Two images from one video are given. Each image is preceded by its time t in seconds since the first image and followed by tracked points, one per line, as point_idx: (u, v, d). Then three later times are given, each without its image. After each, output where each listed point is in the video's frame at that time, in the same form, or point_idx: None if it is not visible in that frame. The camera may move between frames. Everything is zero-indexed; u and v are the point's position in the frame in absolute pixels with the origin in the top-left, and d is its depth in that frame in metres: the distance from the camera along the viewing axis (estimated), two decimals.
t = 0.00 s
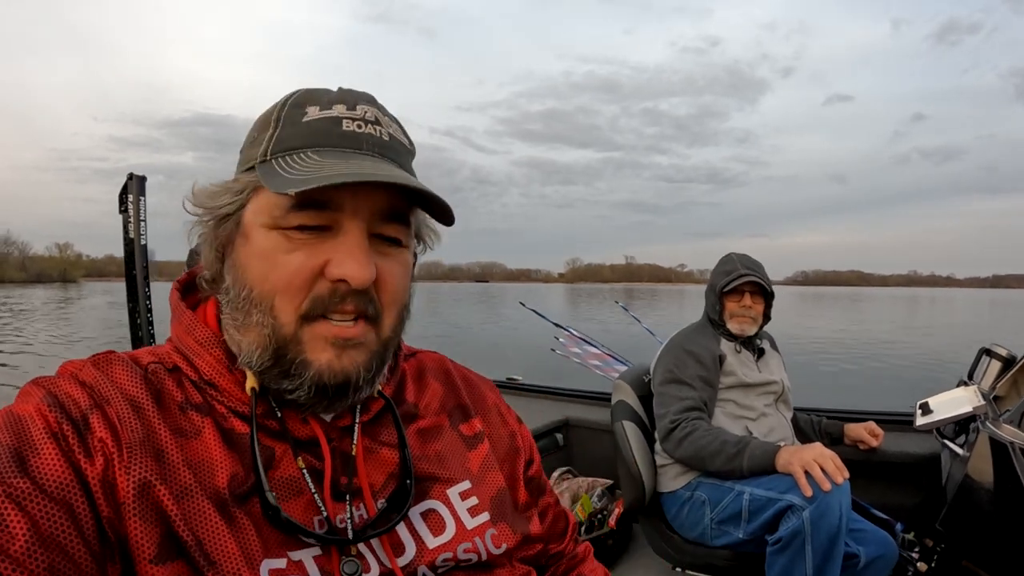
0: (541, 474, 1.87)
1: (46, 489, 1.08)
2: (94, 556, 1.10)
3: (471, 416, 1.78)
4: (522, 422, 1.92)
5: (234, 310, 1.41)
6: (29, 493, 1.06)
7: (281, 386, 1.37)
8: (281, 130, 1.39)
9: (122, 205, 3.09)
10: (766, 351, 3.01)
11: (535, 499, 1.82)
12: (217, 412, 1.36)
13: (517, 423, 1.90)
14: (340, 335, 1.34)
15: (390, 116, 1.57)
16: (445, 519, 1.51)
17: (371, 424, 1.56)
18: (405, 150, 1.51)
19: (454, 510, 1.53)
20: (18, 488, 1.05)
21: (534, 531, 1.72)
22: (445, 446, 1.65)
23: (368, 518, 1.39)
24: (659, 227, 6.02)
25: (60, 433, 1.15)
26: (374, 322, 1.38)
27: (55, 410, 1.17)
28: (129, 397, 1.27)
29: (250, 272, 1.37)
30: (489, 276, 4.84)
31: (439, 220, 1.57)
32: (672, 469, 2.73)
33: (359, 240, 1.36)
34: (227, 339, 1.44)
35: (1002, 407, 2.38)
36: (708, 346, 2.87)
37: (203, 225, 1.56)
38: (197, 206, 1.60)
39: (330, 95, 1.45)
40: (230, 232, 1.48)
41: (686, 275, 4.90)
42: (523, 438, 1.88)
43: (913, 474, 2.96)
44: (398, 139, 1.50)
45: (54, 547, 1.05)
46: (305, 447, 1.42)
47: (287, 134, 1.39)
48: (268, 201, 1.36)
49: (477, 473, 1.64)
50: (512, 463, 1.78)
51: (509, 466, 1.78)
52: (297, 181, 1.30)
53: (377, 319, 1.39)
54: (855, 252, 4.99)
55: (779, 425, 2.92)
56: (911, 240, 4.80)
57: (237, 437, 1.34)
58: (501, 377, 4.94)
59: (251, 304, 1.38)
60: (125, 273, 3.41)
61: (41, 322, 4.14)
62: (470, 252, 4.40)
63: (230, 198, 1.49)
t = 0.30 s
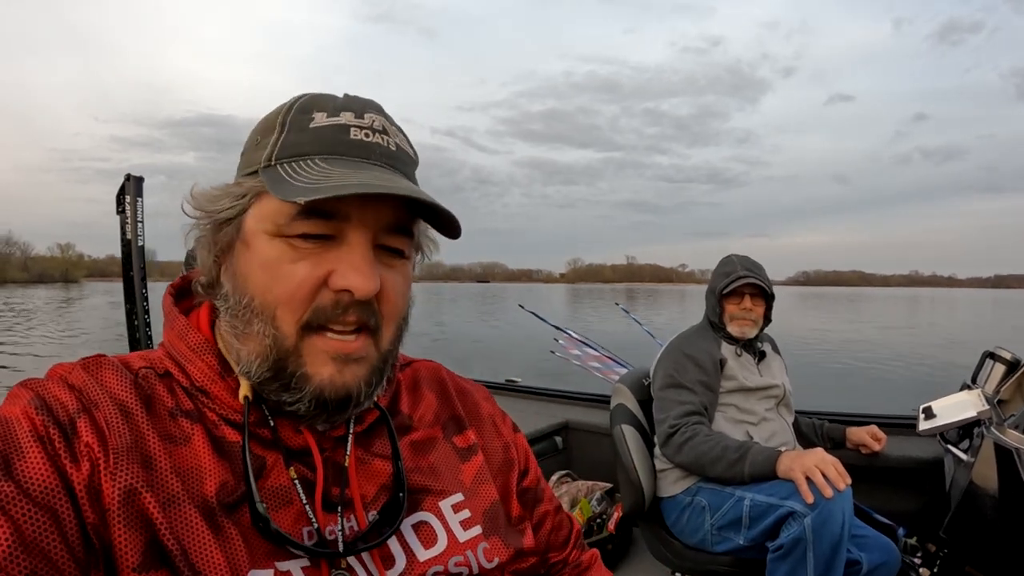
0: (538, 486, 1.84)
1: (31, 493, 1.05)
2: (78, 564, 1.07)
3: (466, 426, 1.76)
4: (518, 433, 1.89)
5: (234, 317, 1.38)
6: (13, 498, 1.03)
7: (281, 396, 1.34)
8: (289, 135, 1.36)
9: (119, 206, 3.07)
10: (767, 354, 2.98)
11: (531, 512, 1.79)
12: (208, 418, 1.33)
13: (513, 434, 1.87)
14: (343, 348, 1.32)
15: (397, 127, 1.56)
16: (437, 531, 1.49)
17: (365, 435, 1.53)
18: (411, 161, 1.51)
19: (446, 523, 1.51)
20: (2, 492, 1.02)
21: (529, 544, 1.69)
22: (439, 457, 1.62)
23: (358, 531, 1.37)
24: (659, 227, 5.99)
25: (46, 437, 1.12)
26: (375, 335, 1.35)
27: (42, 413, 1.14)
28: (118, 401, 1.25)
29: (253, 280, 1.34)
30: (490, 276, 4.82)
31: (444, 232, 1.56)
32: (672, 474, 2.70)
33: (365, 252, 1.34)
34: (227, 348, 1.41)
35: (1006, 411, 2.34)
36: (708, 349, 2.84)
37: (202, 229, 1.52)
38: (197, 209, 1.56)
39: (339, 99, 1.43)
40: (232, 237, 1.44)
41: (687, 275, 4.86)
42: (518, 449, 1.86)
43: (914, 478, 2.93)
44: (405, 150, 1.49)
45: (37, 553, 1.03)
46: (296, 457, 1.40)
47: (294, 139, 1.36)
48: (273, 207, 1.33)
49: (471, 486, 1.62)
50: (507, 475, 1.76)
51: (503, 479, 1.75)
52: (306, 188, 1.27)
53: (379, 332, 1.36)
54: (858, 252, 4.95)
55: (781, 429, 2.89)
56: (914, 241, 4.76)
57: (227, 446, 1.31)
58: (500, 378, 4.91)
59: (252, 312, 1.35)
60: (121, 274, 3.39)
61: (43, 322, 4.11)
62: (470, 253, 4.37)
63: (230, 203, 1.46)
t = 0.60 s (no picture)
0: (542, 487, 1.85)
1: (42, 494, 1.06)
2: (89, 563, 1.08)
3: (471, 425, 1.76)
4: (522, 434, 1.90)
5: (225, 306, 1.41)
6: (24, 498, 1.04)
7: (270, 380, 1.35)
8: (268, 129, 1.40)
9: (121, 206, 3.08)
10: (766, 354, 2.99)
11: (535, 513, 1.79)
12: (214, 417, 1.34)
13: (517, 435, 1.88)
14: (328, 324, 1.33)
15: (380, 114, 1.55)
16: (442, 530, 1.49)
17: (370, 434, 1.54)
18: (393, 141, 1.47)
19: (452, 522, 1.52)
20: (13, 492, 1.03)
21: (534, 544, 1.69)
22: (443, 457, 1.63)
23: (363, 529, 1.37)
24: (659, 227, 5.99)
25: (56, 438, 1.13)
26: (360, 312, 1.36)
27: (52, 414, 1.15)
28: (126, 401, 1.25)
29: (239, 266, 1.37)
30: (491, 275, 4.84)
31: (424, 201, 1.57)
32: (672, 473, 2.70)
33: (343, 225, 1.37)
34: (223, 343, 1.42)
35: (1005, 410, 2.35)
36: (708, 349, 2.84)
37: (200, 229, 1.55)
38: (197, 210, 1.57)
39: (315, 96, 1.46)
40: (225, 231, 1.48)
41: (688, 275, 4.87)
42: (522, 450, 1.86)
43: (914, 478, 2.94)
44: (384, 131, 1.47)
45: (49, 553, 1.03)
46: (300, 455, 1.40)
47: (272, 131, 1.39)
48: (256, 193, 1.38)
49: (476, 485, 1.63)
50: (511, 476, 1.77)
51: (506, 479, 1.76)
52: (274, 165, 1.31)
53: (364, 309, 1.37)
54: (858, 252, 4.96)
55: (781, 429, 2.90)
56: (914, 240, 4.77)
57: (233, 445, 1.32)
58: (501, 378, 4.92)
59: (240, 297, 1.38)
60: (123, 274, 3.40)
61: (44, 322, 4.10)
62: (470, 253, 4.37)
63: (226, 199, 1.49)
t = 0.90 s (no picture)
0: (546, 488, 1.87)
1: (56, 497, 1.08)
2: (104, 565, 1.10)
3: (476, 425, 1.79)
4: (526, 435, 1.92)
5: (235, 309, 1.43)
6: (39, 502, 1.06)
7: (280, 381, 1.37)
8: (274, 135, 1.42)
9: (124, 206, 3.10)
10: (768, 354, 3.01)
11: (539, 513, 1.81)
12: (224, 419, 1.36)
13: (521, 435, 1.90)
14: (335, 332, 1.36)
15: (383, 119, 1.57)
16: (449, 529, 1.52)
17: (377, 435, 1.56)
18: (397, 146, 1.49)
19: (458, 521, 1.54)
20: (28, 496, 1.05)
21: (538, 543, 1.72)
22: (449, 457, 1.65)
23: (371, 528, 1.39)
24: (659, 227, 6.01)
25: (69, 442, 1.15)
26: (367, 311, 1.38)
27: (65, 419, 1.17)
28: (137, 405, 1.27)
29: (248, 269, 1.39)
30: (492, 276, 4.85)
31: (427, 203, 1.58)
32: (674, 473, 2.72)
33: (350, 227, 1.39)
34: (233, 347, 1.44)
35: (1006, 411, 2.35)
36: (711, 350, 2.86)
37: (209, 235, 1.56)
38: (205, 215, 1.59)
39: (321, 103, 1.49)
40: (233, 235, 1.50)
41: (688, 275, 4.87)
42: (526, 451, 1.88)
43: (915, 477, 2.96)
44: (388, 136, 1.49)
45: (64, 555, 1.05)
46: (309, 456, 1.42)
47: (279, 137, 1.41)
48: (263, 197, 1.40)
49: (482, 484, 1.65)
50: (515, 476, 1.79)
51: (510, 479, 1.78)
52: (280, 170, 1.33)
53: (371, 308, 1.39)
54: (857, 251, 4.98)
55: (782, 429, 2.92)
56: (913, 240, 4.78)
57: (243, 446, 1.34)
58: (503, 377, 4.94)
59: (249, 299, 1.40)
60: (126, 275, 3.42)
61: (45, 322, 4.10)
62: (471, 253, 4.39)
63: (234, 204, 1.51)
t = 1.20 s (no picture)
0: (545, 483, 1.88)
1: (60, 494, 1.08)
2: (106, 561, 1.11)
3: (475, 421, 1.79)
4: (524, 430, 1.92)
5: (235, 306, 1.43)
6: (42, 498, 1.06)
7: (281, 376, 1.38)
8: (272, 134, 1.42)
9: (125, 206, 3.11)
10: (769, 354, 3.01)
11: (537, 508, 1.82)
12: (224, 417, 1.36)
13: (519, 431, 1.91)
14: (336, 319, 1.35)
15: (380, 119, 1.57)
16: (450, 524, 1.52)
17: (376, 431, 1.57)
18: (394, 145, 1.50)
19: (458, 516, 1.54)
20: (31, 493, 1.06)
21: (538, 537, 1.72)
22: (449, 453, 1.65)
23: (371, 524, 1.40)
24: (659, 226, 5.99)
25: (71, 439, 1.15)
26: (368, 307, 1.39)
27: (66, 417, 1.18)
28: (138, 403, 1.28)
29: (249, 267, 1.40)
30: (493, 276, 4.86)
31: (425, 201, 1.59)
32: (676, 471, 2.73)
33: (350, 226, 1.39)
34: (233, 345, 1.45)
35: (1006, 409, 2.35)
36: (712, 349, 2.87)
37: (208, 234, 1.57)
38: (203, 214, 1.60)
39: (318, 102, 1.49)
40: (232, 234, 1.51)
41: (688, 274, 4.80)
42: (524, 446, 1.89)
43: (916, 476, 2.96)
44: (386, 135, 1.49)
45: (68, 551, 1.06)
46: (309, 452, 1.43)
47: (277, 136, 1.42)
48: (263, 196, 1.41)
49: (481, 479, 1.65)
50: (513, 470, 1.79)
51: (509, 474, 1.79)
52: (281, 169, 1.34)
53: (371, 305, 1.39)
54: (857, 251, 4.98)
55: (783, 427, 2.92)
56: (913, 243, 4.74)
57: (244, 443, 1.35)
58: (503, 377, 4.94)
59: (250, 296, 1.40)
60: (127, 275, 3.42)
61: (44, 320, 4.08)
62: (471, 253, 4.39)
63: (233, 204, 1.51)
